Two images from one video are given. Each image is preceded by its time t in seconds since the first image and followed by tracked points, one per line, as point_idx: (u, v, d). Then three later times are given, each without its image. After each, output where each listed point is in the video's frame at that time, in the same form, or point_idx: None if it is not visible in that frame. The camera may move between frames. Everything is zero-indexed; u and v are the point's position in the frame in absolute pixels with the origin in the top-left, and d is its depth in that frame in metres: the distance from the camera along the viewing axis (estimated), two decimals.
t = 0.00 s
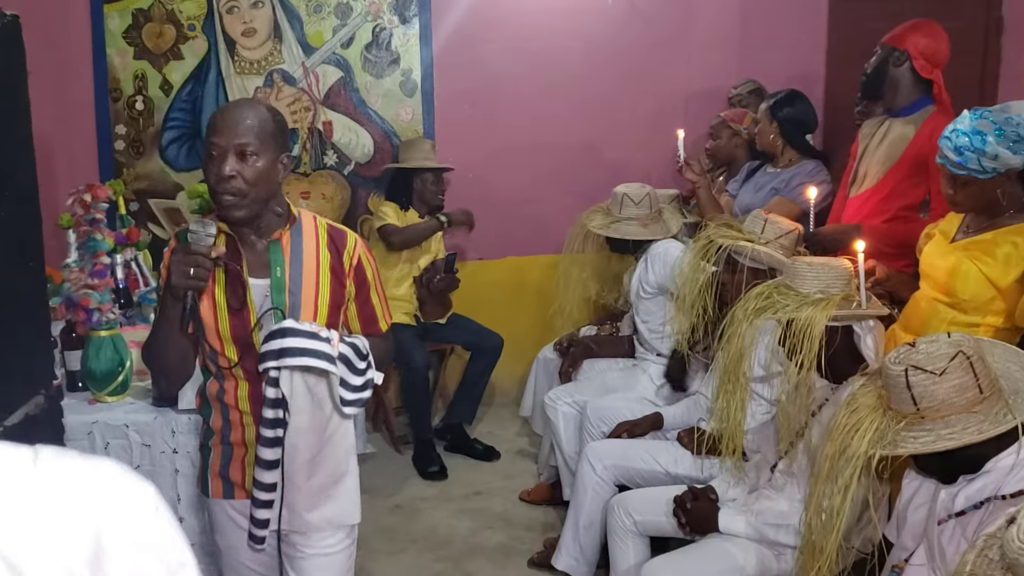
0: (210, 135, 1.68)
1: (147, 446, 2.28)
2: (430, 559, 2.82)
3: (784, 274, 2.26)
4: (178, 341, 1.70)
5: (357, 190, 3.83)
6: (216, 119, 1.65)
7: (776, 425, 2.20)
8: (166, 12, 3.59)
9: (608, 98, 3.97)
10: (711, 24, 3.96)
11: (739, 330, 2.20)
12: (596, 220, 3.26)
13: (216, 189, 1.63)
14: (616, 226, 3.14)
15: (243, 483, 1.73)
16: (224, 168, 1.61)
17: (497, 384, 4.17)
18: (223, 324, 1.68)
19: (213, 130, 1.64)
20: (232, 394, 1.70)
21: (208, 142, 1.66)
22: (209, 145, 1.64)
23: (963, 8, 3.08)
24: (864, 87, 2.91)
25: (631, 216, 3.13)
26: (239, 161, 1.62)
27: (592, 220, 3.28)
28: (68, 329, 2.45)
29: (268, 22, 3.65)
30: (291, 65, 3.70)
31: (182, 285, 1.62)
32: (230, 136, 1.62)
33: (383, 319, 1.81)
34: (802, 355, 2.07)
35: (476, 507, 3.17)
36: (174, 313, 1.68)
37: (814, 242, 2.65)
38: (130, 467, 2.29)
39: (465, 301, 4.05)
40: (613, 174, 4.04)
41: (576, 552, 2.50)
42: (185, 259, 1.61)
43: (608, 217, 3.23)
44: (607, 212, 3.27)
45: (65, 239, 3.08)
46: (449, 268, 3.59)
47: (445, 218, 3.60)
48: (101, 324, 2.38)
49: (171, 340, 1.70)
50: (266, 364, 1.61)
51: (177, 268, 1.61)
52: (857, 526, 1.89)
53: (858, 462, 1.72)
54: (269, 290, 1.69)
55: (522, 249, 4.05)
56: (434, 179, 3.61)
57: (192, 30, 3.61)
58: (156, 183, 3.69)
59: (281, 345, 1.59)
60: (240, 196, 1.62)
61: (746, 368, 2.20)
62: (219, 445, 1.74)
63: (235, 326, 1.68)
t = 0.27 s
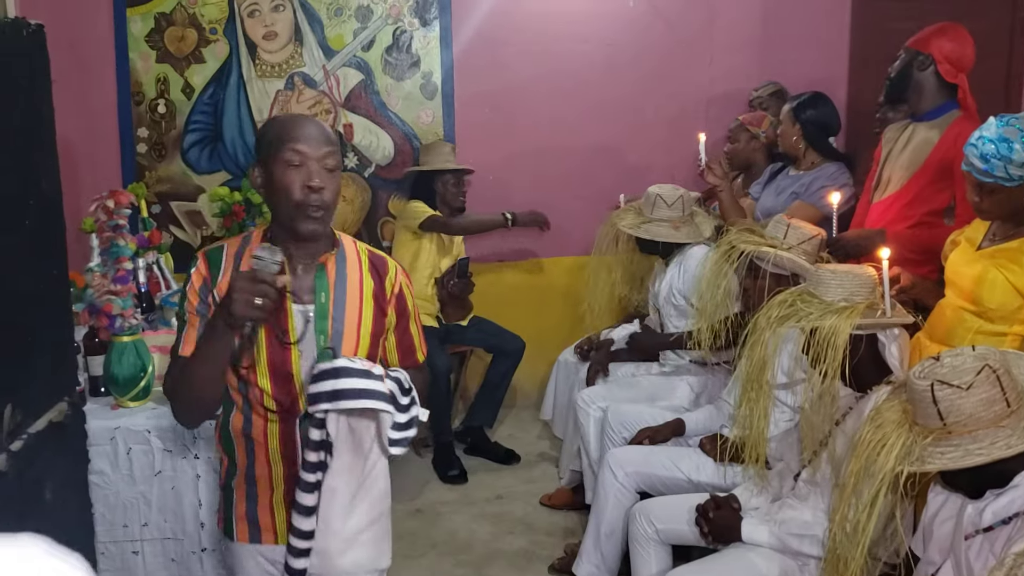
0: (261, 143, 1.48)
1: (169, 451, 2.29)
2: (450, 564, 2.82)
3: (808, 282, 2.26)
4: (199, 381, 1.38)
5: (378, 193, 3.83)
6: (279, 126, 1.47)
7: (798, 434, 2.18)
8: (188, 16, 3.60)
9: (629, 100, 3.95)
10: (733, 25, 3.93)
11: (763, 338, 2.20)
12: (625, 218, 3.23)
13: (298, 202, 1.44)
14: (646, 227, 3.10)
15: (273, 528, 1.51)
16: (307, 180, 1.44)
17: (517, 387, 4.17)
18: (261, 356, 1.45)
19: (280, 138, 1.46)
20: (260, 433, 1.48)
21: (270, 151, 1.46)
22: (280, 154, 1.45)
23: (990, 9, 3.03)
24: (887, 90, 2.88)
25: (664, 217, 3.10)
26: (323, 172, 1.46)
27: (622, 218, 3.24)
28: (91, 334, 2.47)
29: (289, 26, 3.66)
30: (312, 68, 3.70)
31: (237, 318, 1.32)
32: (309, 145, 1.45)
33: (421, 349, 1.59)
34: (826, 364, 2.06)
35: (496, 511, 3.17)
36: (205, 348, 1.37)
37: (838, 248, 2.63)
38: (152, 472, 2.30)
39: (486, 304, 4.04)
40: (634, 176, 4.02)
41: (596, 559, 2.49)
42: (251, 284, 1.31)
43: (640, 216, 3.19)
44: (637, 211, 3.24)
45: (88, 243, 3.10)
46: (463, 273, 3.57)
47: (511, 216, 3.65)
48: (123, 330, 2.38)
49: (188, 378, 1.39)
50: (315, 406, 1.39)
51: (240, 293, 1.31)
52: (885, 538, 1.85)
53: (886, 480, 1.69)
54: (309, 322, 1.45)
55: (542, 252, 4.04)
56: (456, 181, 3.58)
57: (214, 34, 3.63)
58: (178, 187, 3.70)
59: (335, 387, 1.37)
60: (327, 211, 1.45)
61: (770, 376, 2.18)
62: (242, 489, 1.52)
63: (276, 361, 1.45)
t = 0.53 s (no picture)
0: (300, 153, 1.34)
1: (191, 455, 2.31)
2: (467, 566, 2.83)
3: (828, 286, 2.25)
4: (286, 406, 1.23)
5: (393, 195, 3.84)
6: (321, 136, 1.33)
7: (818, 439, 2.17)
8: (205, 19, 3.62)
9: (644, 101, 3.94)
10: (748, 25, 3.92)
11: (783, 343, 2.18)
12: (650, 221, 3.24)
13: (350, 219, 1.32)
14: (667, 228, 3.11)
15: (320, 556, 1.40)
16: (359, 193, 1.32)
17: (532, 389, 4.18)
18: (322, 380, 1.33)
19: (325, 149, 1.32)
20: (314, 459, 1.37)
21: (313, 162, 1.32)
22: (325, 166, 1.32)
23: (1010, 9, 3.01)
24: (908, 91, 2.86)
25: (682, 220, 3.08)
26: (373, 183, 1.33)
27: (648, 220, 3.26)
28: (111, 339, 2.49)
29: (306, 28, 3.67)
30: (328, 70, 3.71)
31: (348, 331, 1.20)
32: (358, 155, 1.32)
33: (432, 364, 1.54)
34: (847, 370, 2.05)
35: (512, 513, 3.17)
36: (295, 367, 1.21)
37: (858, 252, 2.62)
38: (171, 475, 2.31)
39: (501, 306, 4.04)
40: (650, 177, 4.01)
41: (613, 563, 2.48)
42: (366, 289, 1.19)
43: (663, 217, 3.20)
44: (660, 215, 3.26)
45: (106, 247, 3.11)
46: (476, 275, 3.63)
47: (549, 226, 3.60)
48: (143, 334, 2.40)
49: (268, 406, 1.24)
50: (415, 417, 1.35)
51: (356, 299, 1.19)
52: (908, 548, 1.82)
53: (907, 492, 1.68)
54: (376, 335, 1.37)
55: (557, 254, 4.04)
56: (477, 183, 3.59)
57: (231, 37, 3.65)
58: (195, 189, 3.72)
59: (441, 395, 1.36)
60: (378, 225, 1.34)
61: (789, 381, 2.18)
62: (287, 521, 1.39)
63: (347, 378, 1.35)
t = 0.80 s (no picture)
0: (314, 139, 1.33)
1: (195, 448, 2.31)
2: (471, 559, 2.82)
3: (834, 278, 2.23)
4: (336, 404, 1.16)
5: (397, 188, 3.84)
6: (337, 121, 1.32)
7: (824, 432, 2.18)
8: (209, 12, 3.62)
9: (649, 94, 3.93)
10: (754, 18, 3.91)
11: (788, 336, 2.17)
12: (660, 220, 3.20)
13: (370, 202, 1.31)
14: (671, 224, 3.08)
15: (350, 557, 1.31)
16: (378, 176, 1.31)
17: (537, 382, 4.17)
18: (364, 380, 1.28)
19: (342, 133, 1.32)
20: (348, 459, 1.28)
21: (330, 147, 1.31)
22: (343, 150, 1.31)
23: None
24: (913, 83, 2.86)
25: (687, 216, 3.03)
26: (389, 167, 1.33)
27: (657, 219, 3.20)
28: (115, 331, 2.49)
29: (310, 21, 3.66)
30: (332, 64, 3.71)
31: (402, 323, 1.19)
32: (375, 138, 1.32)
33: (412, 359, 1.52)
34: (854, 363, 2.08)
35: (516, 507, 3.17)
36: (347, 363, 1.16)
37: (864, 245, 2.61)
38: (176, 468, 2.32)
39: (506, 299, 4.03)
40: (655, 170, 4.00)
41: (619, 556, 2.47)
42: (413, 279, 1.21)
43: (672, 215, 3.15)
44: (670, 212, 3.21)
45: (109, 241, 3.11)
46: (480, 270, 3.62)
47: (562, 220, 3.60)
48: (147, 326, 2.39)
49: (314, 406, 1.16)
50: (454, 401, 1.35)
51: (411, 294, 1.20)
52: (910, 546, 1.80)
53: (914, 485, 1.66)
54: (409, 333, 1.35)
55: (561, 248, 4.04)
56: (486, 179, 3.56)
57: (235, 30, 3.64)
58: (199, 183, 3.71)
59: (480, 375, 1.37)
60: (396, 208, 1.33)
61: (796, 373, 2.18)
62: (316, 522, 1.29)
63: (380, 373, 1.30)
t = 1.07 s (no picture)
0: (300, 132, 1.34)
1: (193, 443, 2.30)
2: (470, 552, 2.82)
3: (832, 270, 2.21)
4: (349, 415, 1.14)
5: (396, 181, 3.83)
6: (320, 113, 1.34)
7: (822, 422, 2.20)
8: (206, 4, 3.60)
9: (648, 86, 3.91)
10: (754, 9, 3.88)
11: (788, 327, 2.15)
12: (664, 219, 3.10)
13: (367, 189, 1.33)
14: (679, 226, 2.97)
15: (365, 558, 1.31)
16: (369, 163, 1.33)
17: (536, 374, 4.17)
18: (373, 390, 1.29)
19: (328, 124, 1.33)
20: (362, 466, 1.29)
21: (317, 138, 1.33)
22: (332, 140, 1.32)
23: None
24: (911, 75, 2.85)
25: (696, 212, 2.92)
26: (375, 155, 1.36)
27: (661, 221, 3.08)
28: (112, 325, 2.49)
29: (307, 14, 3.65)
30: (330, 56, 3.69)
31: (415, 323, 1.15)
32: (359, 125, 1.34)
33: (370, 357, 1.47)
34: (852, 354, 2.09)
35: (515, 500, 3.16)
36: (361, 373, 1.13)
37: (862, 235, 2.60)
38: (174, 462, 2.31)
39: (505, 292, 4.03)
40: (655, 162, 3.98)
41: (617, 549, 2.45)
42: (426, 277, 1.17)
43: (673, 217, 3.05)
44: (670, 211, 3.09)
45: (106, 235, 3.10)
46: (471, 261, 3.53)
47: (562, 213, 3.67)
48: (144, 320, 2.40)
49: (327, 418, 1.14)
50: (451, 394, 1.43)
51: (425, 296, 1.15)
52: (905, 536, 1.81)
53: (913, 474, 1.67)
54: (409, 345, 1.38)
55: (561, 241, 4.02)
56: (485, 172, 3.53)
57: (232, 23, 3.63)
58: (197, 176, 3.70)
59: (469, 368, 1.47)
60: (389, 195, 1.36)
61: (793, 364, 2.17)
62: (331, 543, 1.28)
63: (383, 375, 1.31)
